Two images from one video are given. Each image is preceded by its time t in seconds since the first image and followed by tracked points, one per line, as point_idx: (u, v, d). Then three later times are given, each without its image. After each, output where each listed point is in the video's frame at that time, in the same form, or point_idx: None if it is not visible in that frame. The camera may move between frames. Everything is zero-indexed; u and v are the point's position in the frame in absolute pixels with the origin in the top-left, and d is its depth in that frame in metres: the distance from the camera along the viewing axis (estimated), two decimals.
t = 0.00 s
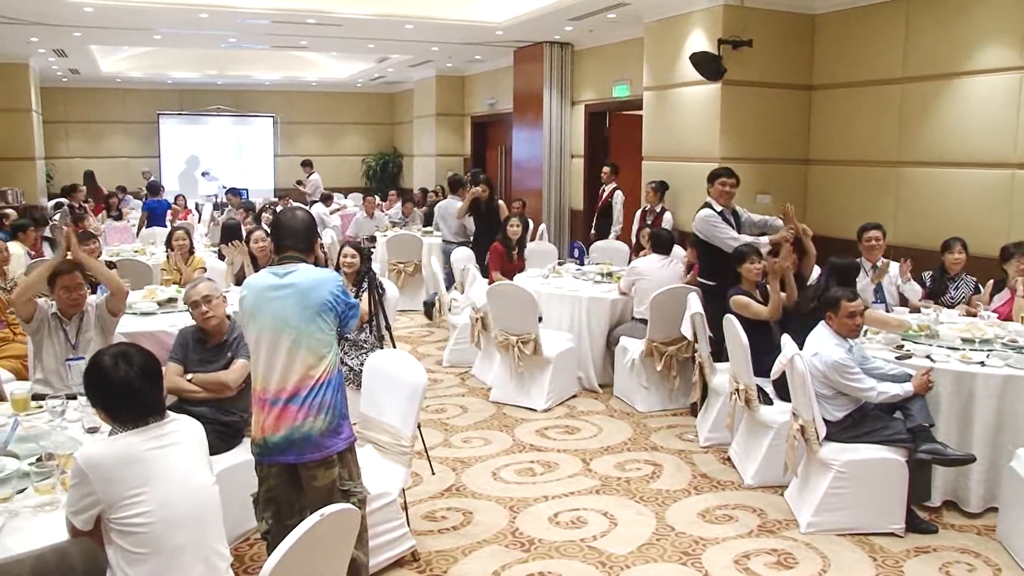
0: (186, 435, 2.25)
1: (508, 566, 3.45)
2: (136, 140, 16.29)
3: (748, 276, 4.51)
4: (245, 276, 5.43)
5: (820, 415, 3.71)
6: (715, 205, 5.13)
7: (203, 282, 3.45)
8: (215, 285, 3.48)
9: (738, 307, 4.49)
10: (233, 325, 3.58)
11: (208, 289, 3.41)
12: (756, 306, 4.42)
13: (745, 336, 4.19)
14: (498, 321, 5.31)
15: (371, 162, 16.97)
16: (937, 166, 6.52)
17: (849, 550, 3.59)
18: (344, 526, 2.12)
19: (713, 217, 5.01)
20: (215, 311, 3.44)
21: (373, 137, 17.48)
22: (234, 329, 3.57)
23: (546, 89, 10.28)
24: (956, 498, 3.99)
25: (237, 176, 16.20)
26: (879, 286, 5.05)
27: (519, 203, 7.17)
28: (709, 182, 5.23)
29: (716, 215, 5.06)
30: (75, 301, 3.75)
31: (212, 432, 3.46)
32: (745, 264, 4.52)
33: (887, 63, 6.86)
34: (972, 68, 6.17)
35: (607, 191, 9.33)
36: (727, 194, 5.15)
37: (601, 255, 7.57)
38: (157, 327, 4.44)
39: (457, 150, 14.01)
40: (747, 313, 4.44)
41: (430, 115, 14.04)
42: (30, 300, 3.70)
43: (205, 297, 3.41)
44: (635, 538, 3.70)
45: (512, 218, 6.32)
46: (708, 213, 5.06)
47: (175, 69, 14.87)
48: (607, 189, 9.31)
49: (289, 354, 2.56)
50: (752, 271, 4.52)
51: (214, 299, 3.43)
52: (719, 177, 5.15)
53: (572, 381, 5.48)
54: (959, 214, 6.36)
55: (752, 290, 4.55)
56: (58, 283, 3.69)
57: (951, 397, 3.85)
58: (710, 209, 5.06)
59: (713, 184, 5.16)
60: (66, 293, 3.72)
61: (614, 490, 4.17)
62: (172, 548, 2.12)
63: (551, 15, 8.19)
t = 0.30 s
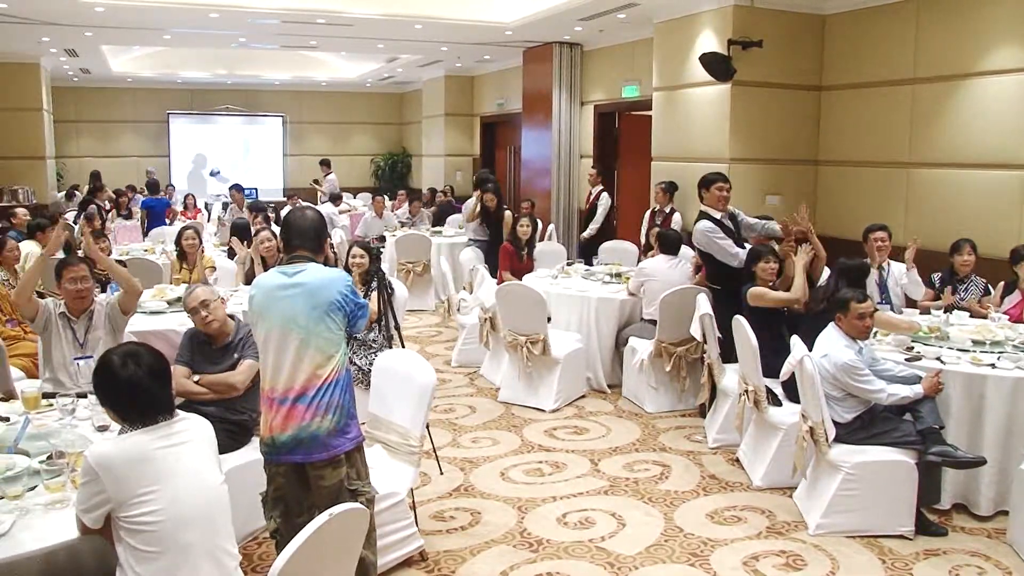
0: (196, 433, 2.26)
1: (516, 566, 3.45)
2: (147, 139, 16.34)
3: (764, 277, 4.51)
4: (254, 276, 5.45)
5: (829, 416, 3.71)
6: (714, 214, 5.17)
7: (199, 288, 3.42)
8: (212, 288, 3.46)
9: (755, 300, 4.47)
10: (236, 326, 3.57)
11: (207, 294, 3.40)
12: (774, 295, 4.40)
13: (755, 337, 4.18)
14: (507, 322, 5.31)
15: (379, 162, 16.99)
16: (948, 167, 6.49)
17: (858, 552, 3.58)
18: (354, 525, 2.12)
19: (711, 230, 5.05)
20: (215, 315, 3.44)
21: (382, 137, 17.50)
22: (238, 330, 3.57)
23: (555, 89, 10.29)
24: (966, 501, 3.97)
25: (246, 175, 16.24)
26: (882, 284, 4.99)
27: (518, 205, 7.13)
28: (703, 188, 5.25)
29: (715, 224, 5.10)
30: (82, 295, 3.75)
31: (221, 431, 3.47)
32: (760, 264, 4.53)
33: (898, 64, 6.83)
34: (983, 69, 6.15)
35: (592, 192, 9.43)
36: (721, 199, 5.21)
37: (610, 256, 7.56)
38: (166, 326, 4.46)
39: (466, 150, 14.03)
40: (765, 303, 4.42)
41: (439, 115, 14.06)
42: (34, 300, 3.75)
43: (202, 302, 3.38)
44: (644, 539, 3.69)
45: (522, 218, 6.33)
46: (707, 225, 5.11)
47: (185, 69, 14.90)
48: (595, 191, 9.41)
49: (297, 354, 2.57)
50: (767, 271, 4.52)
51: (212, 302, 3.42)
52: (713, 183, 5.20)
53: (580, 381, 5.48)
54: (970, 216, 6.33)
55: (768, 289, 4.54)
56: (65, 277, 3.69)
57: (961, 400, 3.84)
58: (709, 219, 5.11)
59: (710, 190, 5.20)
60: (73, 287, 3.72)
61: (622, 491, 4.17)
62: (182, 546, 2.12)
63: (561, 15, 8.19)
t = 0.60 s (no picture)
0: (206, 432, 2.26)
1: (525, 567, 3.45)
2: (156, 139, 16.39)
3: (776, 276, 4.47)
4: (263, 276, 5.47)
5: (838, 417, 3.70)
6: (731, 222, 5.12)
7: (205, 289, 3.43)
8: (220, 289, 3.47)
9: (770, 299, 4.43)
10: (244, 326, 3.59)
11: (214, 293, 3.41)
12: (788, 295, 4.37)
13: (763, 338, 4.17)
14: (515, 322, 5.31)
15: (388, 162, 17.01)
16: (958, 169, 6.47)
17: (867, 554, 3.57)
18: (363, 525, 2.13)
19: (727, 241, 4.99)
20: (223, 314, 3.46)
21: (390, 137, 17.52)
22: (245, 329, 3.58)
23: (564, 90, 10.29)
24: (977, 504, 3.96)
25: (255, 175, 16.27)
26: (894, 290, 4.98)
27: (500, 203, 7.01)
28: (724, 195, 5.16)
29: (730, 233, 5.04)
30: (91, 294, 3.77)
31: (230, 430, 3.48)
32: (772, 264, 4.49)
33: (908, 65, 6.81)
34: (994, 69, 6.12)
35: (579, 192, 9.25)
36: (742, 207, 5.11)
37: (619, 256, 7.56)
38: (175, 326, 4.48)
39: (474, 150, 14.05)
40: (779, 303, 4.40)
41: (448, 115, 14.08)
42: (48, 298, 3.74)
43: (210, 302, 3.40)
44: (652, 540, 3.69)
45: (531, 219, 6.34)
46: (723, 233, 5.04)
47: (195, 69, 14.91)
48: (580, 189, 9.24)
49: (296, 356, 2.57)
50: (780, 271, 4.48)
51: (220, 302, 3.44)
52: (735, 191, 5.10)
53: (589, 382, 5.47)
54: (980, 216, 6.31)
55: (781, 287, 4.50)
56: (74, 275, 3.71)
57: (971, 401, 3.83)
58: (724, 228, 5.05)
59: (730, 198, 5.12)
60: (81, 285, 3.73)
61: (630, 492, 4.17)
62: (192, 545, 2.12)
63: (570, 15, 8.18)
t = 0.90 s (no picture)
0: (217, 433, 2.26)
1: (534, 567, 3.45)
2: (165, 139, 16.44)
3: (785, 276, 4.44)
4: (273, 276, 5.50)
5: (848, 417, 3.69)
6: (767, 219, 4.95)
7: (226, 283, 3.53)
8: (240, 286, 3.55)
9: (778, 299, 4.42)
10: (255, 326, 3.59)
11: (236, 287, 3.49)
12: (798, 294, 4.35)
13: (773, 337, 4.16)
14: (524, 322, 5.31)
15: (396, 162, 17.02)
16: (968, 168, 6.44)
17: (877, 555, 3.56)
18: (373, 525, 2.13)
19: (753, 239, 4.90)
20: (242, 310, 3.49)
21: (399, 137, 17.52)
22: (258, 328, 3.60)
23: (572, 90, 10.28)
24: (988, 504, 3.94)
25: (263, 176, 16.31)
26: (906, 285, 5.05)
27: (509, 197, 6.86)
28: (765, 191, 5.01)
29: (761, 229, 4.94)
30: (101, 294, 3.78)
31: (240, 430, 3.48)
32: (782, 264, 4.46)
33: (917, 64, 6.79)
34: (1004, 68, 6.10)
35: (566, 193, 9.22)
36: (780, 204, 4.96)
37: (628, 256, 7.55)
38: (185, 326, 4.49)
39: (483, 150, 14.06)
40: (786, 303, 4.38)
41: (456, 115, 14.09)
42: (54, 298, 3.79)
43: (233, 292, 3.48)
44: (661, 540, 3.69)
45: (539, 219, 6.34)
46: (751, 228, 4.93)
47: (203, 70, 14.94)
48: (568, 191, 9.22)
49: (304, 364, 2.53)
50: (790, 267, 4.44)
51: (239, 297, 3.49)
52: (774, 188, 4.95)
53: (597, 382, 5.47)
54: (990, 215, 6.29)
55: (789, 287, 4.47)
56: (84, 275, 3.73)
57: (982, 401, 3.81)
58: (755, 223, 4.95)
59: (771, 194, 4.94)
60: (92, 286, 3.75)
61: (639, 492, 4.16)
62: (202, 545, 2.12)
63: (578, 15, 8.18)
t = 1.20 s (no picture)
0: (229, 433, 2.27)
1: (544, 567, 3.45)
2: (174, 140, 16.50)
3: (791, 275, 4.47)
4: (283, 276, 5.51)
5: (859, 418, 3.68)
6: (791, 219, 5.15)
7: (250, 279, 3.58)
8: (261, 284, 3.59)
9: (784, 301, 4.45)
10: (272, 326, 3.61)
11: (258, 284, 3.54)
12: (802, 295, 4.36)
13: (783, 337, 4.15)
14: (534, 322, 5.31)
15: (406, 162, 17.05)
16: (979, 166, 6.42)
17: (889, 556, 3.54)
18: (385, 526, 2.13)
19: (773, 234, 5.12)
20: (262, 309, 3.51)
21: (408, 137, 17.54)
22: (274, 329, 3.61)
23: (581, 89, 10.28)
24: (1000, 505, 3.92)
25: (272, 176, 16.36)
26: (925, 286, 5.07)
27: (518, 189, 6.85)
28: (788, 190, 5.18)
29: (784, 227, 5.15)
30: (113, 294, 3.80)
31: (251, 430, 3.49)
32: (787, 263, 4.50)
33: (928, 63, 6.76)
34: (1016, 66, 6.07)
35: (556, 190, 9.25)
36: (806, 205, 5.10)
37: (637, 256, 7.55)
38: (196, 327, 4.51)
39: (492, 150, 14.07)
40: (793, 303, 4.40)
41: (465, 115, 14.10)
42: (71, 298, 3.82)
43: (256, 290, 3.52)
44: (671, 540, 3.68)
45: (548, 219, 6.33)
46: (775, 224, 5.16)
47: (213, 70, 15.00)
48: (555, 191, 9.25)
49: (332, 376, 2.43)
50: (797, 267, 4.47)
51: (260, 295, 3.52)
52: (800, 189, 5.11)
53: (607, 382, 5.46)
54: (1001, 214, 6.26)
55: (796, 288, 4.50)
56: (98, 275, 3.75)
57: (995, 402, 3.80)
58: (779, 219, 5.16)
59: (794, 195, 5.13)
60: (104, 286, 3.76)
61: (649, 492, 4.16)
62: (213, 544, 2.12)
63: (587, 14, 8.17)
